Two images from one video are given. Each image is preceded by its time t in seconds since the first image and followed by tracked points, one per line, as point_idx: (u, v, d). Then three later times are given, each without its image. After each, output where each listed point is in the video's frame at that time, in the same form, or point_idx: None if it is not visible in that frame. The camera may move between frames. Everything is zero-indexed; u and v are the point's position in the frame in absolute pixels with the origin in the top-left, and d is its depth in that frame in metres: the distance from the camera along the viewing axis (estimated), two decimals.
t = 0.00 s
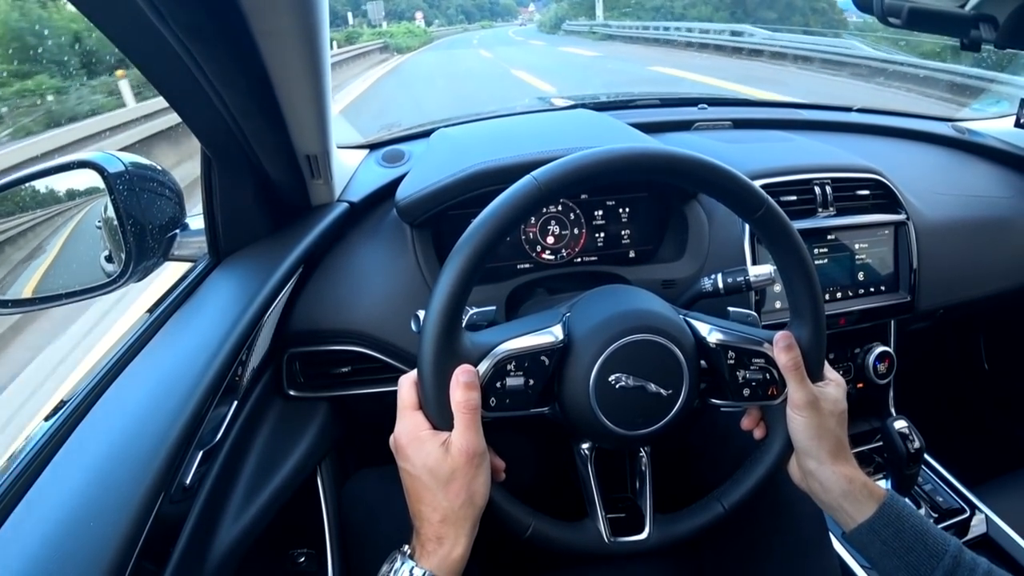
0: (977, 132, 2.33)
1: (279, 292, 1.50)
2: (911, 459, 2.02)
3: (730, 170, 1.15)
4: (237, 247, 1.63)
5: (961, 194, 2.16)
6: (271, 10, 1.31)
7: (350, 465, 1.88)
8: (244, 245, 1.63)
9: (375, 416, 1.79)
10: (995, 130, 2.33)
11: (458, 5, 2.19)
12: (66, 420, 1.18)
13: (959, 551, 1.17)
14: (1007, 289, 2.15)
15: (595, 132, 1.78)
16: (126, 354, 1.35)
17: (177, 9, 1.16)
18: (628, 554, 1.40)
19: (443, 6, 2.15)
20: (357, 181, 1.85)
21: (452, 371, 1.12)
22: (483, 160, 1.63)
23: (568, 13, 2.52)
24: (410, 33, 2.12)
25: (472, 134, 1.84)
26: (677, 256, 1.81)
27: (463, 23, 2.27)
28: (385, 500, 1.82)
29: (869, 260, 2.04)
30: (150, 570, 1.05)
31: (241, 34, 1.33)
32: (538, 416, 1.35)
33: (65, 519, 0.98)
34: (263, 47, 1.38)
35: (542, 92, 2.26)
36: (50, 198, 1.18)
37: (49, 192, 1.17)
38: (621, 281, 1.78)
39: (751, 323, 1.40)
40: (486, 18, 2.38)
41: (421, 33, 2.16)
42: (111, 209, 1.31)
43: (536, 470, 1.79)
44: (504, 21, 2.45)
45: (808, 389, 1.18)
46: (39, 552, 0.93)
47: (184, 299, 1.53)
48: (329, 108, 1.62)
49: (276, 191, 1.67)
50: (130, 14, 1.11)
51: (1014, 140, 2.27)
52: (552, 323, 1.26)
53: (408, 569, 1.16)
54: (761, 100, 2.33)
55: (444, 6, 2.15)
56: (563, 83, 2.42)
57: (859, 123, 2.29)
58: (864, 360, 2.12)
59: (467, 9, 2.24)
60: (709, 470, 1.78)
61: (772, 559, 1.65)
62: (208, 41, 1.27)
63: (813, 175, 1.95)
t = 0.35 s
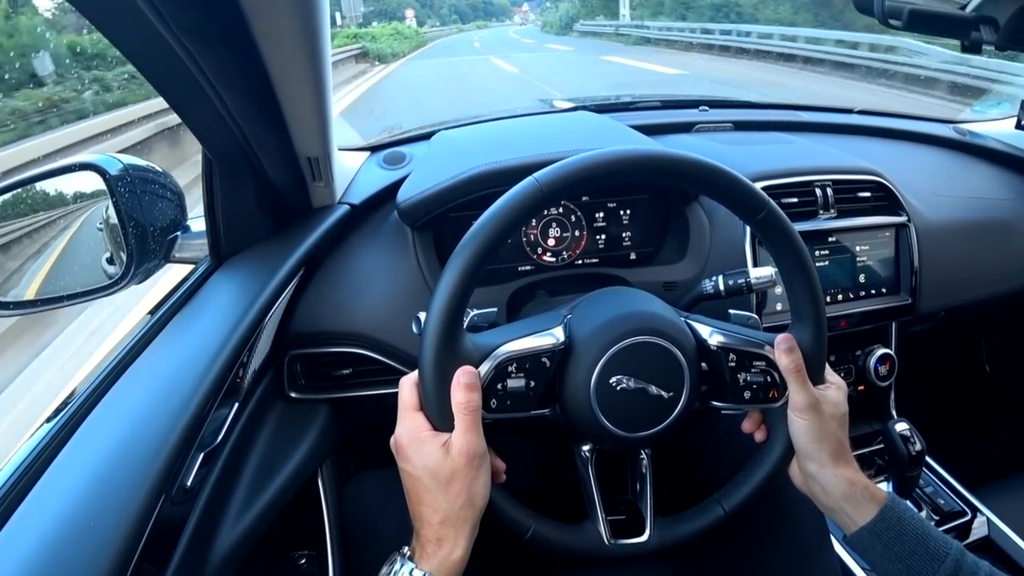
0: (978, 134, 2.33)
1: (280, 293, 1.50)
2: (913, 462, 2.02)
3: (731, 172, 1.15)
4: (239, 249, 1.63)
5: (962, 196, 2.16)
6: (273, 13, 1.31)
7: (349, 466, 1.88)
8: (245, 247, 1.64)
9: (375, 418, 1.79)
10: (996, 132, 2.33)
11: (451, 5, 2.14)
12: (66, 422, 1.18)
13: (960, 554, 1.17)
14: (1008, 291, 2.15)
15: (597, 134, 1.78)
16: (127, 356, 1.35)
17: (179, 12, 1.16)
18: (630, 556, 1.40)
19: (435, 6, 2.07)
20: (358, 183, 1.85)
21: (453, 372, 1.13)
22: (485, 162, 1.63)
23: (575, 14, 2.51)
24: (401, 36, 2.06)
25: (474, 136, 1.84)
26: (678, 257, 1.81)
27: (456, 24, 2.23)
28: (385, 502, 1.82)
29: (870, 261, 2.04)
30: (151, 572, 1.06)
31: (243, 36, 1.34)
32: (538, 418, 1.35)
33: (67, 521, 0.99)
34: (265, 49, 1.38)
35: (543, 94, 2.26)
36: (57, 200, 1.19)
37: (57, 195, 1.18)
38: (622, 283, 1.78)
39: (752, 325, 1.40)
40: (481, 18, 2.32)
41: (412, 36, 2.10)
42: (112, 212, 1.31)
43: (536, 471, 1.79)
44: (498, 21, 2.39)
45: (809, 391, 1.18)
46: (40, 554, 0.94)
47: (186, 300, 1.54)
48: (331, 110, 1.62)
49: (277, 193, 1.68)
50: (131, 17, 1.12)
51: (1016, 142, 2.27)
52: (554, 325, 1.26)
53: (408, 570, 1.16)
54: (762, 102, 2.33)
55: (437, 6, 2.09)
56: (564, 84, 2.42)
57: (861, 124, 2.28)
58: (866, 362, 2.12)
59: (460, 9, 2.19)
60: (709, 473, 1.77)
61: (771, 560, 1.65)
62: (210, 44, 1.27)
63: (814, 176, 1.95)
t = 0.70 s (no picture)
0: (978, 132, 2.33)
1: (280, 292, 1.50)
2: (913, 459, 2.02)
3: (731, 170, 1.14)
4: (238, 248, 1.63)
5: (962, 194, 2.16)
6: (272, 11, 1.31)
7: (349, 465, 1.87)
8: (245, 245, 1.63)
9: (375, 417, 1.79)
10: (996, 129, 2.33)
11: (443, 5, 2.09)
12: (66, 421, 1.18)
13: (959, 553, 1.18)
14: (1009, 289, 2.15)
15: (597, 133, 1.77)
16: (127, 355, 1.35)
17: (179, 10, 1.16)
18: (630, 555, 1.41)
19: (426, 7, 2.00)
20: (357, 181, 1.84)
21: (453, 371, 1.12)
22: (485, 160, 1.63)
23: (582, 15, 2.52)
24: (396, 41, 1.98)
25: (474, 134, 1.84)
26: (678, 256, 1.81)
27: (449, 24, 2.18)
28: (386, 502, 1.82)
29: (870, 260, 2.04)
30: (151, 570, 1.06)
31: (242, 34, 1.33)
32: (538, 416, 1.35)
33: (68, 519, 0.99)
34: (265, 48, 1.38)
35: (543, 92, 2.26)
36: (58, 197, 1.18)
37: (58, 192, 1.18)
38: (620, 281, 1.78)
39: (752, 324, 1.39)
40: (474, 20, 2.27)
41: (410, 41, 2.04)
42: (111, 210, 1.32)
43: (536, 470, 1.79)
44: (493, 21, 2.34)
45: (809, 390, 1.18)
46: (40, 552, 0.94)
47: (186, 298, 1.54)
48: (331, 109, 1.62)
49: (277, 192, 1.67)
50: (131, 16, 1.12)
51: (1016, 140, 2.27)
52: (554, 323, 1.26)
53: (408, 568, 1.16)
54: (763, 100, 2.33)
55: (428, 6, 2.03)
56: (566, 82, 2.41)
57: (861, 122, 2.28)
58: (866, 360, 2.12)
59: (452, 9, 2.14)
60: (710, 472, 1.77)
61: (771, 559, 1.65)
62: (209, 42, 1.27)
63: (814, 174, 1.95)
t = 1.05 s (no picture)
0: (979, 137, 2.33)
1: (281, 294, 1.50)
2: (913, 463, 2.02)
3: (732, 173, 1.15)
4: (239, 250, 1.63)
5: (963, 198, 2.16)
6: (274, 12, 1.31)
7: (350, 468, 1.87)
8: (246, 248, 1.63)
9: (376, 420, 1.79)
10: (997, 134, 2.33)
11: (437, 3, 2.09)
12: (67, 423, 1.18)
13: (962, 556, 1.18)
14: (1010, 293, 2.15)
15: (598, 137, 1.78)
16: (128, 357, 1.35)
17: (181, 12, 1.17)
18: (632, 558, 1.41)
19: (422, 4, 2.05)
20: (359, 184, 1.85)
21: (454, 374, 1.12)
22: (486, 163, 1.63)
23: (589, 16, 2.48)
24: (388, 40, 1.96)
25: (475, 138, 1.84)
26: (679, 260, 1.81)
27: (443, 23, 2.17)
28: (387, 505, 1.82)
29: (871, 263, 2.04)
30: (151, 572, 1.06)
31: (244, 36, 1.34)
32: (539, 419, 1.35)
33: (68, 522, 0.99)
34: (266, 50, 1.38)
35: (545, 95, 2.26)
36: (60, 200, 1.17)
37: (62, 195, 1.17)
38: (621, 284, 1.78)
39: (754, 327, 1.39)
40: (470, 18, 2.25)
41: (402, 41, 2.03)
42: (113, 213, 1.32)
43: (537, 473, 1.78)
44: (490, 21, 2.31)
45: (810, 394, 1.18)
46: (40, 554, 0.94)
47: (187, 300, 1.53)
48: (333, 112, 1.62)
49: (278, 195, 1.67)
50: (133, 18, 1.12)
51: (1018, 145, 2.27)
52: (555, 326, 1.26)
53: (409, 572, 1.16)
54: (764, 104, 2.33)
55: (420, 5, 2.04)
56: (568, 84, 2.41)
57: (862, 127, 2.28)
58: (867, 364, 2.11)
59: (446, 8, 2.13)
60: (711, 476, 1.77)
61: (771, 563, 1.65)
62: (211, 44, 1.28)
63: (815, 178, 1.95)
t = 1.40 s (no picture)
0: (978, 133, 2.33)
1: (280, 292, 1.50)
2: (912, 460, 2.02)
3: (729, 171, 1.15)
4: (238, 248, 1.63)
5: (962, 195, 2.16)
6: (272, 10, 1.32)
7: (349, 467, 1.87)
8: (245, 246, 1.63)
9: (374, 418, 1.79)
10: (995, 131, 2.33)
11: (425, 5, 2.04)
12: (66, 422, 1.18)
13: (961, 554, 1.17)
14: (1008, 290, 2.15)
15: (596, 134, 1.77)
16: (127, 355, 1.35)
17: (178, 10, 1.17)
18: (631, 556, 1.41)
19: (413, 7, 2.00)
20: (357, 182, 1.84)
21: (452, 373, 1.12)
22: (484, 161, 1.63)
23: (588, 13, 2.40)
24: (366, 42, 1.84)
25: (473, 135, 1.84)
26: (678, 258, 1.81)
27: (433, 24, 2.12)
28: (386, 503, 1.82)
29: (870, 260, 2.04)
30: (150, 570, 1.06)
31: (242, 33, 1.34)
32: (538, 417, 1.35)
33: (66, 519, 0.99)
34: (264, 48, 1.39)
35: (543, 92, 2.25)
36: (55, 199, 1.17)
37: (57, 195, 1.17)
38: (620, 282, 1.79)
39: (752, 324, 1.39)
40: (460, 19, 2.21)
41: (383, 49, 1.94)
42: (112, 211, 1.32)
43: (535, 471, 1.78)
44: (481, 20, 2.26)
45: (809, 390, 1.18)
46: (39, 554, 0.94)
47: (185, 299, 1.53)
48: (331, 110, 1.62)
49: (277, 193, 1.68)
50: (132, 18, 1.12)
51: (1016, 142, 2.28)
52: (552, 324, 1.26)
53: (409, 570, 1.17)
54: (763, 101, 2.33)
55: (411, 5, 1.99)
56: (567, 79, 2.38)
57: (861, 124, 2.28)
58: (865, 361, 2.11)
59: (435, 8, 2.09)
60: (710, 473, 1.77)
61: (770, 559, 1.65)
62: (208, 43, 1.28)
63: (813, 176, 1.95)
